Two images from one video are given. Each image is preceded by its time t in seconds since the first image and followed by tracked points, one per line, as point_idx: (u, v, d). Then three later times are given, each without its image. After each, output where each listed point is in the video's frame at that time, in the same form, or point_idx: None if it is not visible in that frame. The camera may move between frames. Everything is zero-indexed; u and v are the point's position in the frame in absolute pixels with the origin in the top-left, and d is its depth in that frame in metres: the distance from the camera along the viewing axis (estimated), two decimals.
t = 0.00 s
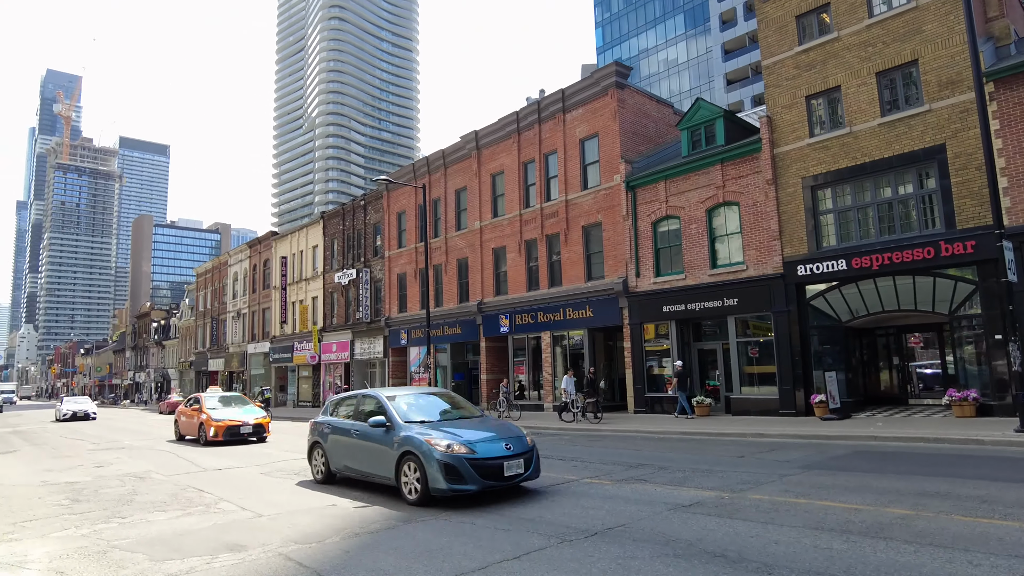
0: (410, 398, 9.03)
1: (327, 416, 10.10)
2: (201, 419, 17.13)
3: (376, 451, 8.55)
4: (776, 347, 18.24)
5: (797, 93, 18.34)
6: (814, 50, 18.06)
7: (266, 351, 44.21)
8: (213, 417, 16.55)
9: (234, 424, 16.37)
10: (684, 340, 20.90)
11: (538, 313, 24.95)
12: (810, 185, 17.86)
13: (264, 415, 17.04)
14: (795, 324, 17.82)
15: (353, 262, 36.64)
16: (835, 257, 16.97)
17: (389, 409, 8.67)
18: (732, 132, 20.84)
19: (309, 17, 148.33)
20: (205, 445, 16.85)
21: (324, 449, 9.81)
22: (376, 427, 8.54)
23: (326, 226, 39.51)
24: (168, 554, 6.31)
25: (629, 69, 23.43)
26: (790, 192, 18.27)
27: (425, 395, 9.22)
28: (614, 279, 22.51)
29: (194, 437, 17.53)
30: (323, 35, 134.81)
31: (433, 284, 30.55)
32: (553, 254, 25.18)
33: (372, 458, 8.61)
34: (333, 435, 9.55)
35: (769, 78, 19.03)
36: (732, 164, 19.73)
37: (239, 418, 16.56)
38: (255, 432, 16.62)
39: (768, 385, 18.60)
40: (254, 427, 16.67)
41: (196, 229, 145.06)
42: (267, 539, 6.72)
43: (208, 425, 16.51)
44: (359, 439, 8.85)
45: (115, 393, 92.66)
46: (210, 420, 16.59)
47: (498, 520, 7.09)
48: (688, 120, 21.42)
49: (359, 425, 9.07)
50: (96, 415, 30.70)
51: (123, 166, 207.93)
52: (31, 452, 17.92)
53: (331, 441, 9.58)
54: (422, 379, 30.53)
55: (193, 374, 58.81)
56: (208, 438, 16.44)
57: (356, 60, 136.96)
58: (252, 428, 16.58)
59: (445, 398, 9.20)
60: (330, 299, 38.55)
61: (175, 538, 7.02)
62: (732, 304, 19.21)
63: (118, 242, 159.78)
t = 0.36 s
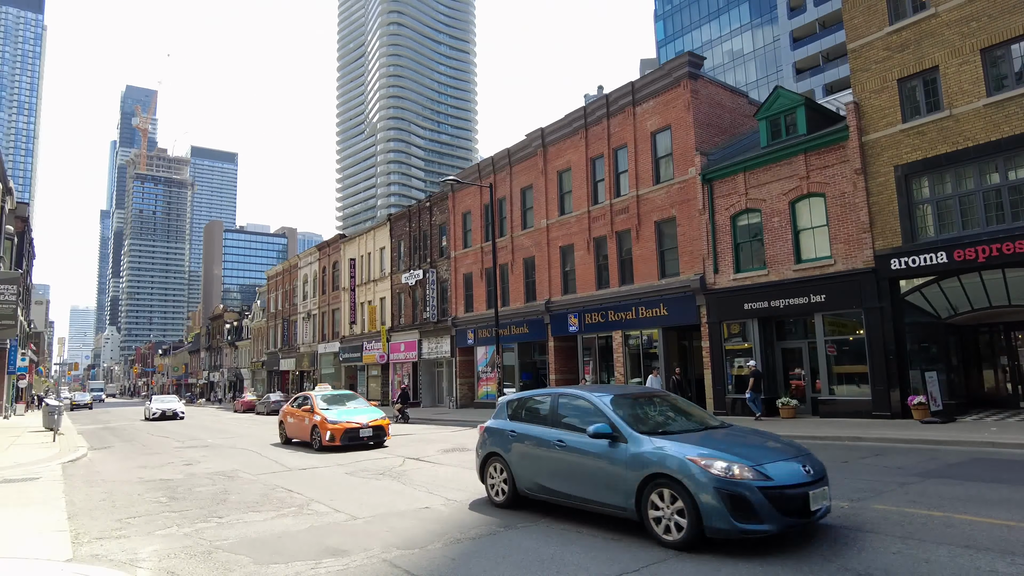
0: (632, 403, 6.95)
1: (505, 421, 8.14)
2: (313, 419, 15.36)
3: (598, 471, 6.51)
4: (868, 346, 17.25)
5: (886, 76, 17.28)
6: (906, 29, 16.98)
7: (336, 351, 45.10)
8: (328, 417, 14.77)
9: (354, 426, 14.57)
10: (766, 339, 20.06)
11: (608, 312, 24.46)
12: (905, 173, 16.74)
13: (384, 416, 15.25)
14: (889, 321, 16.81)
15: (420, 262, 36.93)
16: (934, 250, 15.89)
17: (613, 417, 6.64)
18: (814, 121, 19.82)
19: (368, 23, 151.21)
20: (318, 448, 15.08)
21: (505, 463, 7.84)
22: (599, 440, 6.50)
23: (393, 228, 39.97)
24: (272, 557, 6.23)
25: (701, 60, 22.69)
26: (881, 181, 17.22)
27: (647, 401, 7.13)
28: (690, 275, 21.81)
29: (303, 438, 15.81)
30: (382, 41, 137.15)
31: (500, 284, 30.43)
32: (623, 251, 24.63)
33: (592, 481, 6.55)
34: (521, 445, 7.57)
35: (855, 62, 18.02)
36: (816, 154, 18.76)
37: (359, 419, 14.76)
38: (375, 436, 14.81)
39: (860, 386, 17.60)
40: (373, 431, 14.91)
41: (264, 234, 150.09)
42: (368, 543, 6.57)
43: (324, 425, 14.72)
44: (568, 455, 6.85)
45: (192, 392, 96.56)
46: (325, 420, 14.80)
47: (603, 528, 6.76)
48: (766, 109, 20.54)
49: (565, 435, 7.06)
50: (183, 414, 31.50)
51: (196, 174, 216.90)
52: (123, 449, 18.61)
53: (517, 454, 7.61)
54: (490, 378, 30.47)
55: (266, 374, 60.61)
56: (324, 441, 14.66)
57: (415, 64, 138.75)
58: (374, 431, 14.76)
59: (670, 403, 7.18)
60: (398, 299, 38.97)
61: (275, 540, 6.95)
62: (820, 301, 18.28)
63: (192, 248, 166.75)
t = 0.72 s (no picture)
0: (969, 414, 4.76)
1: (735, 440, 6.04)
2: (412, 428, 13.34)
3: (947, 519, 4.33)
4: (945, 347, 16.31)
5: (963, 61, 16.32)
6: (985, 12, 16.00)
7: (383, 354, 45.38)
8: (432, 427, 12.72)
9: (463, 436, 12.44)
10: (832, 341, 19.21)
11: (662, 313, 23.87)
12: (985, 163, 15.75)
13: (489, 423, 13.09)
14: (968, 321, 15.86)
15: (466, 265, 36.80)
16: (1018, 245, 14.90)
17: (959, 438, 4.48)
18: (880, 112, 18.88)
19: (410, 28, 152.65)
20: (419, 463, 13.05)
21: (744, 501, 5.72)
22: (944, 469, 4.38)
23: (439, 231, 39.98)
24: (344, 572, 5.96)
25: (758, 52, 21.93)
26: (957, 174, 16.26)
27: (981, 411, 4.92)
28: (749, 275, 21.07)
29: (402, 450, 13.79)
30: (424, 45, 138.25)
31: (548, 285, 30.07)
32: (677, 251, 24.00)
33: (935, 533, 4.38)
34: (774, 478, 5.47)
35: (928, 48, 17.09)
36: (884, 146, 17.85)
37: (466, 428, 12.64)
38: (486, 448, 12.69)
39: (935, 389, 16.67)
40: (482, 440, 12.71)
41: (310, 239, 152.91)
42: (440, 557, 6.27)
43: (428, 437, 12.65)
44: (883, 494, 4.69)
45: (243, 394, 98.65)
46: (429, 430, 12.75)
47: (690, 547, 6.39)
48: (828, 101, 19.67)
49: (865, 461, 4.93)
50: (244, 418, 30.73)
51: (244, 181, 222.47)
52: (181, 452, 18.78)
53: (767, 491, 5.50)
54: (539, 381, 30.14)
55: (314, 376, 61.47)
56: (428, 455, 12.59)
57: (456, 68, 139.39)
58: (484, 441, 12.62)
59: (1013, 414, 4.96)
60: (445, 302, 38.92)
61: (344, 552, 6.72)
62: (890, 300, 17.39)
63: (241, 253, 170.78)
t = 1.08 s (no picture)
0: None
1: None
2: (499, 433, 10.76)
3: None
4: (993, 340, 15.56)
5: (1011, 39, 15.62)
6: None
7: (403, 351, 45.11)
8: (527, 433, 10.14)
9: (569, 445, 9.81)
10: (869, 334, 18.50)
11: (690, 307, 23.27)
12: None
13: (598, 429, 10.40)
14: (1018, 311, 15.11)
15: (487, 261, 36.36)
16: None
17: None
18: (919, 95, 18.13)
19: (426, 26, 152.53)
20: (510, 476, 10.48)
21: None
22: None
23: (458, 227, 39.59)
24: None
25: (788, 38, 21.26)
26: (1005, 157, 15.52)
27: None
28: (782, 267, 20.40)
29: (484, 458, 11.23)
30: (440, 43, 138.09)
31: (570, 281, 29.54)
32: (705, 243, 23.37)
33: None
34: None
35: (973, 26, 16.42)
36: (925, 130, 17.09)
37: (571, 435, 10.02)
38: (597, 460, 10.04)
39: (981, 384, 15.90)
40: (592, 451, 10.06)
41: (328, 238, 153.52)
42: (485, 565, 5.82)
43: (522, 445, 10.07)
44: None
45: (264, 392, 99.13)
46: (523, 436, 10.17)
47: (754, 553, 5.88)
48: (863, 86, 18.95)
49: None
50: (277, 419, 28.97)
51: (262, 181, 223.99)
52: (203, 451, 18.51)
53: None
54: (562, 378, 29.64)
55: (333, 374, 61.43)
56: (524, 467, 10.01)
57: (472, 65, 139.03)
58: (594, 453, 9.96)
59: None
60: (465, 298, 38.53)
61: (379, 558, 6.29)
62: (933, 291, 16.65)
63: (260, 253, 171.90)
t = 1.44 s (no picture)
0: None
1: None
2: (611, 445, 8.42)
3: None
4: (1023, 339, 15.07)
5: None
6: None
7: (410, 350, 44.73)
8: (655, 446, 7.80)
9: (717, 462, 7.51)
10: (891, 333, 18.00)
11: (705, 305, 22.80)
12: None
13: (745, 443, 8.08)
14: None
15: (495, 258, 35.90)
16: None
17: None
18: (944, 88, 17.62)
19: (430, 23, 151.93)
20: (631, 503, 8.11)
21: None
22: None
23: (466, 225, 39.15)
24: None
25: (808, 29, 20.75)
26: None
27: None
28: (801, 264, 19.90)
29: (586, 477, 8.89)
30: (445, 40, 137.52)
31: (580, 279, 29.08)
32: (721, 240, 22.90)
33: None
34: None
35: (1004, 14, 15.94)
36: (952, 122, 16.59)
37: (715, 448, 7.72)
38: (749, 482, 7.74)
39: (1009, 384, 15.38)
40: (744, 471, 7.71)
41: (334, 236, 153.33)
42: None
43: (651, 461, 7.73)
44: None
45: (270, 391, 98.98)
46: (650, 451, 7.83)
47: (810, 570, 5.46)
48: (885, 78, 18.45)
49: None
50: (296, 420, 27.58)
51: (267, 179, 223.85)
52: (211, 452, 18.12)
53: None
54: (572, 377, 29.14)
55: (340, 373, 61.11)
56: (657, 492, 7.64)
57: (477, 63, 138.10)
58: (747, 473, 7.67)
59: None
60: (473, 296, 38.12)
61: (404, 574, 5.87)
62: (960, 288, 16.16)
63: (266, 251, 171.83)
